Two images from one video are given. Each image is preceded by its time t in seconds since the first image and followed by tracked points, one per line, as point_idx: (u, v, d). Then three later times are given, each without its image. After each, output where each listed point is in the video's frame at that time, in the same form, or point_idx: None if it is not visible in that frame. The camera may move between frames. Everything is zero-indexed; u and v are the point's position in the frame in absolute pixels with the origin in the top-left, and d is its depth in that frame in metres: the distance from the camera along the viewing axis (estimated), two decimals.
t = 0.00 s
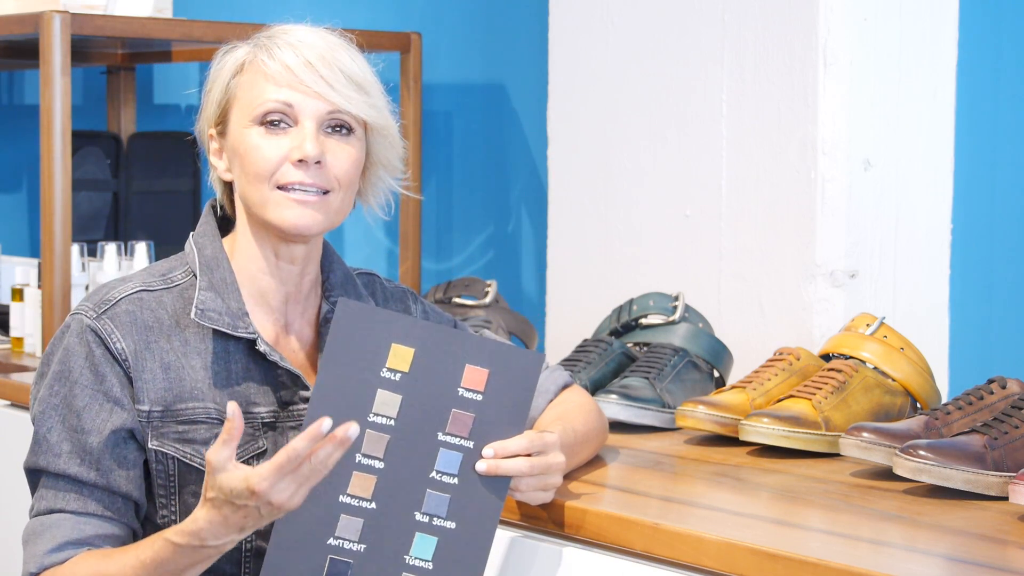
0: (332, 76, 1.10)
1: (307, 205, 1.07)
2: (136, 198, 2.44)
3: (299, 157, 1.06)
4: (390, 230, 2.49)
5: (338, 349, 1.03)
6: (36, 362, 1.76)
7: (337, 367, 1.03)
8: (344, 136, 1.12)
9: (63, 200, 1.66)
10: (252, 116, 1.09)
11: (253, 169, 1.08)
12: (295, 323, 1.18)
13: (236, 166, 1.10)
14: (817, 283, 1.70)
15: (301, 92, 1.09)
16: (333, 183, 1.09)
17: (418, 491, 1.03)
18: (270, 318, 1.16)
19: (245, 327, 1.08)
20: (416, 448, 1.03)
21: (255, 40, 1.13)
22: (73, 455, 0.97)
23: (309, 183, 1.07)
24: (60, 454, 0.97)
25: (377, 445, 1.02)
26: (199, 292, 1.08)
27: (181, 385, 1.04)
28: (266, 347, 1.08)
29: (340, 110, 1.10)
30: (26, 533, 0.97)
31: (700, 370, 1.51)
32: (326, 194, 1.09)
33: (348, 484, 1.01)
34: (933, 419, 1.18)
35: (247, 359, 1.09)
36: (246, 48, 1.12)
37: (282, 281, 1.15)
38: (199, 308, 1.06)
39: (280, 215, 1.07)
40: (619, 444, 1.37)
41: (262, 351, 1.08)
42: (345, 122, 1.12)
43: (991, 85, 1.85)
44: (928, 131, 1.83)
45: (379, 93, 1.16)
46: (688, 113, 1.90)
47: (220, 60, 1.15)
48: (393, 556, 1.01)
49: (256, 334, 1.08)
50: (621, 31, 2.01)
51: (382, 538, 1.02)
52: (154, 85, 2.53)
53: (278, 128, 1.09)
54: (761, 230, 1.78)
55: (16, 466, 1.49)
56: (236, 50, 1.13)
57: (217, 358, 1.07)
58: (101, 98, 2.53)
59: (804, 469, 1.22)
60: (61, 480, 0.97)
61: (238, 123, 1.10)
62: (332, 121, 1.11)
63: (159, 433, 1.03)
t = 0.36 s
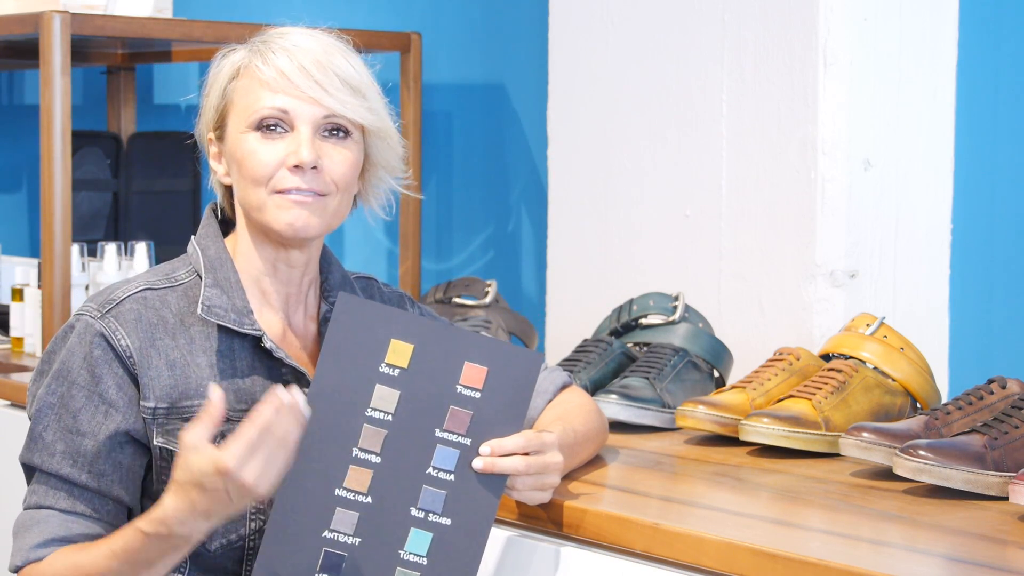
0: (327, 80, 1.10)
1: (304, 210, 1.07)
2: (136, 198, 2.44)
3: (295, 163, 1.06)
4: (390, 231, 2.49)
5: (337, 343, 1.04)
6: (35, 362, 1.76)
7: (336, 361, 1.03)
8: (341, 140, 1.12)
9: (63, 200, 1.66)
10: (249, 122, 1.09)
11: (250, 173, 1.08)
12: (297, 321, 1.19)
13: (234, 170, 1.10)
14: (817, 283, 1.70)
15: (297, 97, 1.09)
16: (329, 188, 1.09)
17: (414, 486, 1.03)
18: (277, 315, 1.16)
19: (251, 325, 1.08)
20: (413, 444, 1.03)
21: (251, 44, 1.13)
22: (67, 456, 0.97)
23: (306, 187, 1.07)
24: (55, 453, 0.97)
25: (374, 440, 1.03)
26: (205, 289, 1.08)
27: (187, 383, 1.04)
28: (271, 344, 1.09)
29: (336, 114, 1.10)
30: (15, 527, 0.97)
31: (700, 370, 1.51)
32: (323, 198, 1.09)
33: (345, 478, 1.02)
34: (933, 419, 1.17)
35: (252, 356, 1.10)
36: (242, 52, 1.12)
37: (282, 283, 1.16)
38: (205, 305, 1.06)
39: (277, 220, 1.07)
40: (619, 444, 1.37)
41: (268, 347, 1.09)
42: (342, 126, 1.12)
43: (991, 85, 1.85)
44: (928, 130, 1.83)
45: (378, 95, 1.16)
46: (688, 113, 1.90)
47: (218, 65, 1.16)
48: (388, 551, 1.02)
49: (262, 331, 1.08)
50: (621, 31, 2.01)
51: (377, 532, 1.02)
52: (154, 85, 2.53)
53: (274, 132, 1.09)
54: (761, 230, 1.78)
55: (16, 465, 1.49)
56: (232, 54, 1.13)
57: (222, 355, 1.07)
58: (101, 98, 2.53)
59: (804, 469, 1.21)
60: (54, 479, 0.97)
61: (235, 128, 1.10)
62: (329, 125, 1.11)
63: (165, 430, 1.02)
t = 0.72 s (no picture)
0: (323, 88, 1.09)
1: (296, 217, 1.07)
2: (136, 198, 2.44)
3: (288, 170, 1.06)
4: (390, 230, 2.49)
5: (334, 340, 1.05)
6: (35, 363, 1.76)
7: (332, 358, 1.04)
8: (337, 147, 1.12)
9: (63, 200, 1.65)
10: (245, 125, 1.09)
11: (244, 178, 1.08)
12: (293, 322, 1.19)
13: (229, 173, 1.11)
14: (817, 283, 1.70)
15: (293, 103, 1.08)
16: (322, 196, 1.09)
17: (409, 484, 1.03)
18: (271, 316, 1.16)
19: (243, 326, 1.09)
20: (408, 441, 1.04)
21: (251, 47, 1.12)
22: (66, 450, 0.97)
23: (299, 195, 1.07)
24: (54, 449, 0.97)
25: (369, 437, 1.03)
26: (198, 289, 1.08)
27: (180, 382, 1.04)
28: (263, 345, 1.09)
29: (332, 121, 1.10)
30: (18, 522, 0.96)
31: (700, 370, 1.51)
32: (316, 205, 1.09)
33: (339, 475, 1.02)
34: (933, 419, 1.17)
35: (246, 357, 1.10)
36: (242, 55, 1.12)
37: (278, 284, 1.16)
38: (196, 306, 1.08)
39: (269, 225, 1.07)
40: (619, 444, 1.37)
41: (260, 348, 1.09)
42: (338, 133, 1.12)
43: (990, 84, 1.85)
44: (928, 130, 1.83)
45: (375, 102, 1.15)
46: (688, 113, 1.90)
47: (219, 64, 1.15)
48: (382, 549, 1.01)
49: (254, 332, 1.09)
50: (621, 31, 2.01)
51: (372, 529, 1.02)
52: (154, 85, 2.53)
53: (270, 137, 1.09)
54: (760, 229, 1.78)
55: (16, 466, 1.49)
56: (232, 56, 1.13)
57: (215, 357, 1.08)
58: (101, 98, 2.53)
59: (804, 469, 1.21)
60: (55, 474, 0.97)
61: (232, 131, 1.10)
62: (324, 132, 1.11)
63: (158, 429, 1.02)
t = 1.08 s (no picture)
0: (310, 94, 1.09)
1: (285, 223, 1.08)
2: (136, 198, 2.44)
3: (276, 176, 1.06)
4: (390, 230, 2.49)
5: (332, 339, 1.05)
6: (36, 363, 1.76)
7: (329, 357, 1.05)
8: (325, 152, 1.12)
9: (63, 200, 1.65)
10: (233, 131, 1.09)
11: (233, 184, 1.08)
12: (287, 325, 1.19)
13: (219, 178, 1.11)
14: (817, 283, 1.70)
15: (280, 109, 1.08)
16: (311, 201, 1.09)
17: (408, 483, 1.03)
18: (265, 318, 1.16)
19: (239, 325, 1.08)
20: (406, 441, 1.04)
21: (237, 52, 1.12)
22: (81, 437, 0.97)
23: (287, 201, 1.07)
24: (67, 437, 0.96)
25: (368, 436, 1.03)
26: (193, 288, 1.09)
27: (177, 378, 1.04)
28: (258, 345, 1.09)
29: (319, 127, 1.10)
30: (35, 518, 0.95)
31: (700, 370, 1.51)
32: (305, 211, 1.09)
33: (338, 473, 1.02)
34: (933, 419, 1.17)
35: (240, 356, 1.10)
36: (228, 59, 1.12)
37: (270, 286, 1.16)
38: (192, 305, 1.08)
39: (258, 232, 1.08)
40: (619, 444, 1.37)
41: (255, 347, 1.10)
42: (326, 138, 1.12)
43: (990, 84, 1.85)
44: (928, 130, 1.83)
45: (364, 105, 1.15)
46: (688, 112, 1.90)
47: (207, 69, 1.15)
48: (381, 548, 1.01)
49: (250, 332, 1.09)
50: (621, 31, 2.01)
51: (371, 528, 1.02)
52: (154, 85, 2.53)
53: (258, 143, 1.09)
54: (760, 229, 1.78)
55: (16, 466, 1.49)
56: (219, 60, 1.13)
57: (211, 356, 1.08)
58: (101, 98, 2.54)
59: (804, 469, 1.21)
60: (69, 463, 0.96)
61: (220, 136, 1.10)
62: (312, 137, 1.11)
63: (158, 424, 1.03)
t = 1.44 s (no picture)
0: (312, 96, 1.09)
1: (287, 226, 1.08)
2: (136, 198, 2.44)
3: (278, 178, 1.06)
4: (390, 231, 2.49)
5: (331, 340, 1.05)
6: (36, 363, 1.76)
7: (329, 356, 1.04)
8: (328, 154, 1.12)
9: (63, 200, 1.65)
10: (235, 133, 1.09)
11: (235, 185, 1.08)
12: (288, 326, 1.19)
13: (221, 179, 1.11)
14: (817, 283, 1.70)
15: (282, 111, 1.08)
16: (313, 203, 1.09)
17: (407, 484, 1.03)
18: (265, 319, 1.16)
19: (240, 328, 1.08)
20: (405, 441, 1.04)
21: (240, 54, 1.12)
22: (89, 443, 0.95)
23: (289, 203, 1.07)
24: (76, 444, 0.94)
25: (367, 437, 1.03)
26: (194, 292, 1.08)
27: (179, 383, 1.04)
28: (260, 348, 1.09)
29: (322, 129, 1.10)
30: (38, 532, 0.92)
31: (700, 370, 1.51)
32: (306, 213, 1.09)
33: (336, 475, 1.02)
34: (933, 419, 1.17)
35: (241, 359, 1.10)
36: (232, 61, 1.12)
37: (272, 287, 1.15)
38: (195, 307, 1.07)
39: (260, 234, 1.08)
40: (619, 444, 1.37)
41: (257, 350, 1.09)
42: (328, 140, 1.12)
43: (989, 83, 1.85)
44: (928, 130, 1.83)
45: (366, 107, 1.15)
46: (688, 112, 1.90)
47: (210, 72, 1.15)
48: (380, 549, 1.01)
49: (251, 334, 1.09)
50: (621, 31, 2.01)
51: (370, 528, 1.02)
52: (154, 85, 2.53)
53: (261, 145, 1.09)
54: (760, 229, 1.78)
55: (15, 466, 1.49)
56: (222, 63, 1.13)
57: (212, 358, 1.07)
58: (101, 98, 2.54)
59: (804, 469, 1.21)
60: (74, 470, 0.94)
61: (222, 138, 1.10)
62: (315, 139, 1.11)
63: (157, 430, 1.03)
